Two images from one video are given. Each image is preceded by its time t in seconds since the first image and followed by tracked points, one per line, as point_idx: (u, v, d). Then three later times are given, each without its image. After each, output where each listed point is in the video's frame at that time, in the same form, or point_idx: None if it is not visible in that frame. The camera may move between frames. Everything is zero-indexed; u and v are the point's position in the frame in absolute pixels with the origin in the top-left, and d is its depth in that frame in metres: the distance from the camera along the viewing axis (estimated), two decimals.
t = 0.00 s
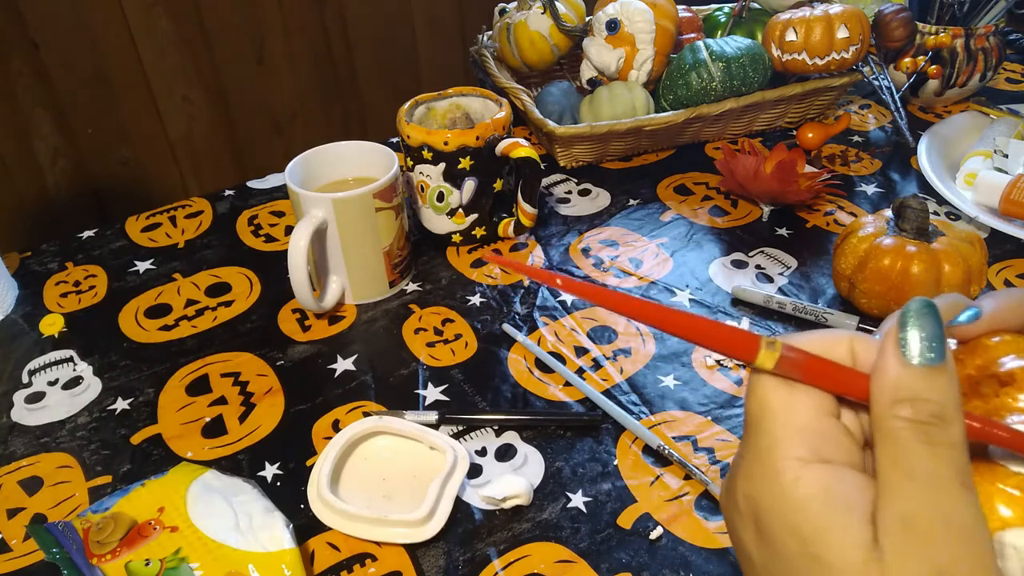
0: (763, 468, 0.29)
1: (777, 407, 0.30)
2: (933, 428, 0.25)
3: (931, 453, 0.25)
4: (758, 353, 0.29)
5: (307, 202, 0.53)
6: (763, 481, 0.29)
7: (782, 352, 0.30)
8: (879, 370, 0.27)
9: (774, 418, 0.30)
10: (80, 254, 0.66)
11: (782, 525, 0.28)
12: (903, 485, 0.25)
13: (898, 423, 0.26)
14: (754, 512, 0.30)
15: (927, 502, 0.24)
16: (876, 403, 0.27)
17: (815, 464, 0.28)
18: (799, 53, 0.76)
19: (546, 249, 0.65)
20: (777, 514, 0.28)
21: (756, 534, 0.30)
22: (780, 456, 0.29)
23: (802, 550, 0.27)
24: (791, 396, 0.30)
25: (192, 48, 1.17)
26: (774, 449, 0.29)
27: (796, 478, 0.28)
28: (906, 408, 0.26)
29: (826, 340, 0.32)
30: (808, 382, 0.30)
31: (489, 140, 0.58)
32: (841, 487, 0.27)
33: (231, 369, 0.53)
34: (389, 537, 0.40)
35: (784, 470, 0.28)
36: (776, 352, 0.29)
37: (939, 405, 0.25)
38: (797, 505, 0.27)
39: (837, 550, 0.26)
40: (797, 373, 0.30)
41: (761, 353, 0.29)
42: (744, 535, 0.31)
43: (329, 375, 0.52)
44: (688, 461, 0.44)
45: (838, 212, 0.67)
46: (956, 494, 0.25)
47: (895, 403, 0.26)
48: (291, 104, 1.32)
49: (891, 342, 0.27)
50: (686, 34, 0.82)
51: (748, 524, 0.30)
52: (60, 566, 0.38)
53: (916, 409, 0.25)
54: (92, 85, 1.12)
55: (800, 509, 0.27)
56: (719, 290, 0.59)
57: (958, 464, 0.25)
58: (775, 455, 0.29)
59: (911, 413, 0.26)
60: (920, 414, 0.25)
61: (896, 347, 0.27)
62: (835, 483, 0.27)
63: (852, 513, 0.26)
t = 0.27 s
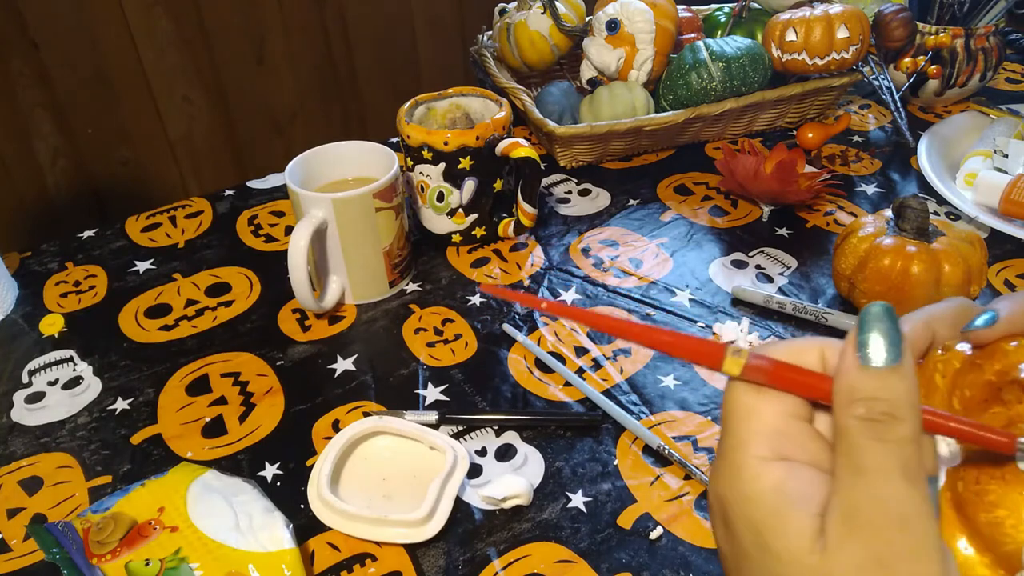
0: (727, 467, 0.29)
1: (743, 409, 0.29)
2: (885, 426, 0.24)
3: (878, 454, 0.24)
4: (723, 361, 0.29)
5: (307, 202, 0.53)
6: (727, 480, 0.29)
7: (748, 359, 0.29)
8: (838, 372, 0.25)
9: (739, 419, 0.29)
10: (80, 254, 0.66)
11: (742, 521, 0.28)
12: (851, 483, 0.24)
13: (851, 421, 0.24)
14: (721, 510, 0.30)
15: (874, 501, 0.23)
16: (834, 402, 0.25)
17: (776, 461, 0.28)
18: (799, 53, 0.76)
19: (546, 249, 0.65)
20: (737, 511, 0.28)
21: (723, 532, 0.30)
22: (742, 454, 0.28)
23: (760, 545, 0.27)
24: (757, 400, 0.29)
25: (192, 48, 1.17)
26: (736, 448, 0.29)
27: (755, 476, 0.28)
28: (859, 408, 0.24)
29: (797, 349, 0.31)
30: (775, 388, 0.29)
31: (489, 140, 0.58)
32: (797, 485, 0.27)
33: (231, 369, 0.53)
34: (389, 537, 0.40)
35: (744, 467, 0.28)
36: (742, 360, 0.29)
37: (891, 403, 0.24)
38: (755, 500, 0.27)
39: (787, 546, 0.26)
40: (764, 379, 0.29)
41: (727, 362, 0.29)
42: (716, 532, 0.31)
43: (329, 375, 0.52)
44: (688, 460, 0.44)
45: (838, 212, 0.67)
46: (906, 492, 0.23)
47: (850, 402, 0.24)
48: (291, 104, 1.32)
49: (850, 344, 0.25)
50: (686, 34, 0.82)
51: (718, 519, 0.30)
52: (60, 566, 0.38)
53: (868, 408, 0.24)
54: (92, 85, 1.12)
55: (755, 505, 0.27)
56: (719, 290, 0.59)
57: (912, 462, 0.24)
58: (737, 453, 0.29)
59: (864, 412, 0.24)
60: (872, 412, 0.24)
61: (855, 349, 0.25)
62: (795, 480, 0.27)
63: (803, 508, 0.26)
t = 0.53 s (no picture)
0: (694, 493, 0.27)
1: (704, 429, 0.27)
2: (849, 438, 0.20)
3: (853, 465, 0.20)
4: (682, 374, 0.27)
5: (307, 202, 0.53)
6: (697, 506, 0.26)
7: (707, 373, 0.27)
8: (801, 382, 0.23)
9: (702, 438, 0.27)
10: (80, 254, 0.66)
11: (713, 550, 0.25)
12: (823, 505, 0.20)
13: (815, 433, 0.21)
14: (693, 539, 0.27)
15: (846, 522, 0.20)
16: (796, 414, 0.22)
17: (743, 483, 0.26)
18: (799, 53, 0.76)
19: (546, 249, 0.65)
20: (708, 539, 0.25)
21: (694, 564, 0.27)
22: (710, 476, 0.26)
23: None
24: (719, 417, 0.27)
25: (192, 48, 1.17)
26: (702, 469, 0.27)
27: (722, 499, 0.25)
28: (824, 420, 0.21)
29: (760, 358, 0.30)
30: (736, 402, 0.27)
31: (489, 140, 0.58)
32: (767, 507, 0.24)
33: (231, 369, 0.53)
34: (389, 537, 0.40)
35: (711, 489, 0.26)
36: (700, 373, 0.27)
37: (852, 412, 0.20)
38: (729, 525, 0.25)
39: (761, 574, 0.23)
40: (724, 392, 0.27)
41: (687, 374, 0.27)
42: (689, 565, 0.28)
43: (329, 375, 0.52)
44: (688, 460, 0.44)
45: (838, 212, 0.67)
46: (883, 509, 0.20)
47: (814, 413, 0.21)
48: (292, 104, 1.32)
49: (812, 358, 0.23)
50: (686, 34, 0.82)
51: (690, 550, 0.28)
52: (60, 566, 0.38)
53: (835, 419, 0.21)
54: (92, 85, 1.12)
55: (726, 532, 0.25)
56: (719, 290, 0.59)
57: (888, 477, 0.20)
58: (704, 474, 0.26)
59: (830, 425, 0.21)
60: (839, 424, 0.21)
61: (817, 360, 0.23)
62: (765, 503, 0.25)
63: (775, 532, 0.23)
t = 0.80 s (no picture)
0: (769, 477, 0.28)
1: (783, 413, 0.28)
2: (943, 439, 0.24)
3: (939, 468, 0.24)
4: (773, 352, 0.28)
5: (307, 202, 0.53)
6: (773, 492, 0.28)
7: (796, 352, 0.28)
8: (885, 380, 0.26)
9: (780, 423, 0.28)
10: (80, 254, 0.66)
11: (788, 535, 0.27)
12: (913, 499, 0.24)
13: (909, 433, 0.25)
14: (759, 518, 0.29)
15: (939, 521, 0.23)
16: (885, 414, 0.26)
17: (821, 473, 0.28)
18: (799, 53, 0.76)
19: (546, 249, 0.65)
20: (785, 525, 0.27)
21: (758, 544, 0.29)
22: (785, 464, 0.28)
23: (808, 561, 0.26)
24: (799, 402, 0.28)
25: (193, 48, 1.17)
26: (778, 458, 0.28)
27: (804, 489, 0.27)
28: (916, 419, 0.25)
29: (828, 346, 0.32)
30: (815, 389, 0.29)
31: (489, 140, 0.58)
32: (850, 499, 0.27)
33: (231, 369, 0.53)
34: (389, 537, 0.40)
35: (792, 479, 0.27)
36: (790, 352, 0.28)
37: (946, 416, 0.24)
38: (804, 515, 0.27)
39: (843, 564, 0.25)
40: (804, 379, 0.28)
41: (778, 350, 0.28)
42: (750, 542, 0.30)
43: (329, 375, 0.52)
44: (688, 460, 0.44)
45: (838, 212, 0.67)
46: (967, 510, 0.23)
47: (905, 413, 0.25)
48: (291, 104, 1.32)
49: (896, 351, 0.27)
50: (686, 34, 0.82)
51: (749, 530, 0.30)
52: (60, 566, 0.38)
53: (926, 418, 0.25)
54: (92, 85, 1.12)
55: (808, 521, 0.26)
56: (719, 290, 0.59)
57: (973, 478, 0.24)
58: (781, 464, 0.28)
59: (922, 423, 0.24)
60: (930, 425, 0.24)
61: (902, 356, 0.26)
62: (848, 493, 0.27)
63: (859, 525, 0.26)
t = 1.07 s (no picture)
0: (801, 473, 0.28)
1: (818, 410, 0.28)
2: (977, 442, 0.25)
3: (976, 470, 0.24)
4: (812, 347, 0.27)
5: (307, 202, 0.53)
6: (804, 488, 0.27)
7: (834, 349, 0.28)
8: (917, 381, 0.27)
9: (814, 420, 0.28)
10: (80, 254, 0.66)
11: (820, 532, 0.26)
12: (951, 499, 0.24)
13: (945, 435, 0.25)
14: (789, 515, 0.28)
15: (976, 523, 0.24)
16: (919, 418, 0.26)
17: (856, 472, 0.27)
18: (799, 53, 0.75)
19: (546, 249, 0.65)
20: (817, 522, 0.27)
21: (783, 542, 0.28)
22: (820, 461, 0.27)
23: (843, 560, 0.25)
24: (834, 399, 0.28)
25: (193, 48, 1.17)
26: (814, 453, 0.27)
27: (839, 486, 0.26)
28: (952, 422, 0.25)
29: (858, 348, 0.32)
30: (850, 387, 0.28)
31: (489, 140, 0.58)
32: (884, 497, 0.26)
33: (231, 369, 0.53)
34: (389, 537, 0.40)
35: (826, 476, 0.27)
36: (829, 348, 0.27)
37: (979, 419, 0.25)
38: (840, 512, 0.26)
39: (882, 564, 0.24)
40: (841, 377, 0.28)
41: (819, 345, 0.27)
42: (773, 539, 0.29)
43: (329, 375, 0.52)
44: (688, 460, 0.44)
45: (838, 212, 0.67)
46: (1002, 512, 0.24)
47: (941, 416, 0.26)
48: (292, 104, 1.32)
49: (929, 351, 0.28)
50: (686, 34, 0.82)
51: (773, 527, 0.29)
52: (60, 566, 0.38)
53: (961, 421, 0.25)
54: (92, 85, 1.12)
55: (844, 518, 0.26)
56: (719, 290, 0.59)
57: (1003, 483, 0.25)
58: (815, 460, 0.27)
59: (957, 426, 0.25)
60: (965, 428, 0.25)
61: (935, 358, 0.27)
62: (884, 493, 0.26)
63: (895, 525, 0.25)
